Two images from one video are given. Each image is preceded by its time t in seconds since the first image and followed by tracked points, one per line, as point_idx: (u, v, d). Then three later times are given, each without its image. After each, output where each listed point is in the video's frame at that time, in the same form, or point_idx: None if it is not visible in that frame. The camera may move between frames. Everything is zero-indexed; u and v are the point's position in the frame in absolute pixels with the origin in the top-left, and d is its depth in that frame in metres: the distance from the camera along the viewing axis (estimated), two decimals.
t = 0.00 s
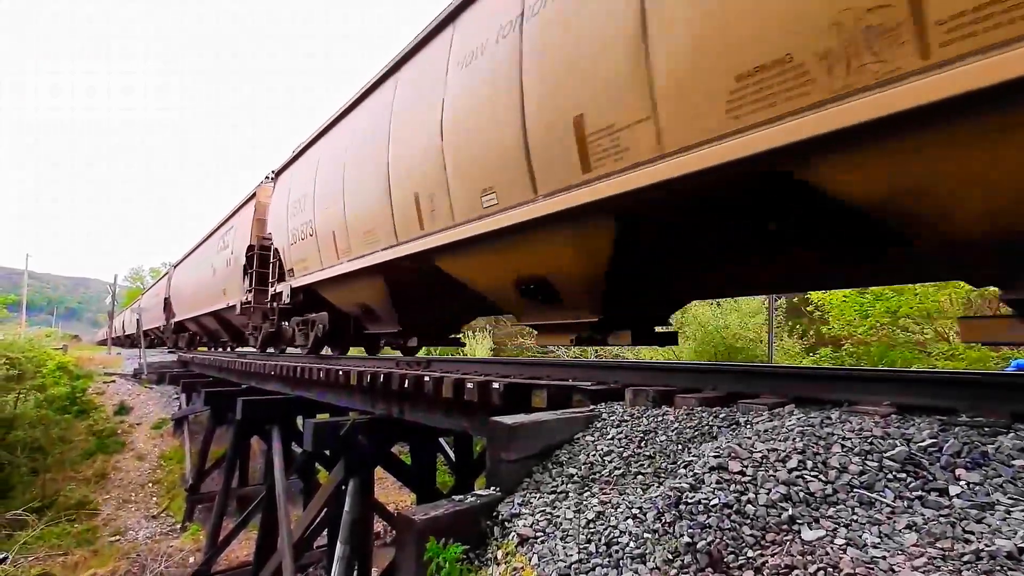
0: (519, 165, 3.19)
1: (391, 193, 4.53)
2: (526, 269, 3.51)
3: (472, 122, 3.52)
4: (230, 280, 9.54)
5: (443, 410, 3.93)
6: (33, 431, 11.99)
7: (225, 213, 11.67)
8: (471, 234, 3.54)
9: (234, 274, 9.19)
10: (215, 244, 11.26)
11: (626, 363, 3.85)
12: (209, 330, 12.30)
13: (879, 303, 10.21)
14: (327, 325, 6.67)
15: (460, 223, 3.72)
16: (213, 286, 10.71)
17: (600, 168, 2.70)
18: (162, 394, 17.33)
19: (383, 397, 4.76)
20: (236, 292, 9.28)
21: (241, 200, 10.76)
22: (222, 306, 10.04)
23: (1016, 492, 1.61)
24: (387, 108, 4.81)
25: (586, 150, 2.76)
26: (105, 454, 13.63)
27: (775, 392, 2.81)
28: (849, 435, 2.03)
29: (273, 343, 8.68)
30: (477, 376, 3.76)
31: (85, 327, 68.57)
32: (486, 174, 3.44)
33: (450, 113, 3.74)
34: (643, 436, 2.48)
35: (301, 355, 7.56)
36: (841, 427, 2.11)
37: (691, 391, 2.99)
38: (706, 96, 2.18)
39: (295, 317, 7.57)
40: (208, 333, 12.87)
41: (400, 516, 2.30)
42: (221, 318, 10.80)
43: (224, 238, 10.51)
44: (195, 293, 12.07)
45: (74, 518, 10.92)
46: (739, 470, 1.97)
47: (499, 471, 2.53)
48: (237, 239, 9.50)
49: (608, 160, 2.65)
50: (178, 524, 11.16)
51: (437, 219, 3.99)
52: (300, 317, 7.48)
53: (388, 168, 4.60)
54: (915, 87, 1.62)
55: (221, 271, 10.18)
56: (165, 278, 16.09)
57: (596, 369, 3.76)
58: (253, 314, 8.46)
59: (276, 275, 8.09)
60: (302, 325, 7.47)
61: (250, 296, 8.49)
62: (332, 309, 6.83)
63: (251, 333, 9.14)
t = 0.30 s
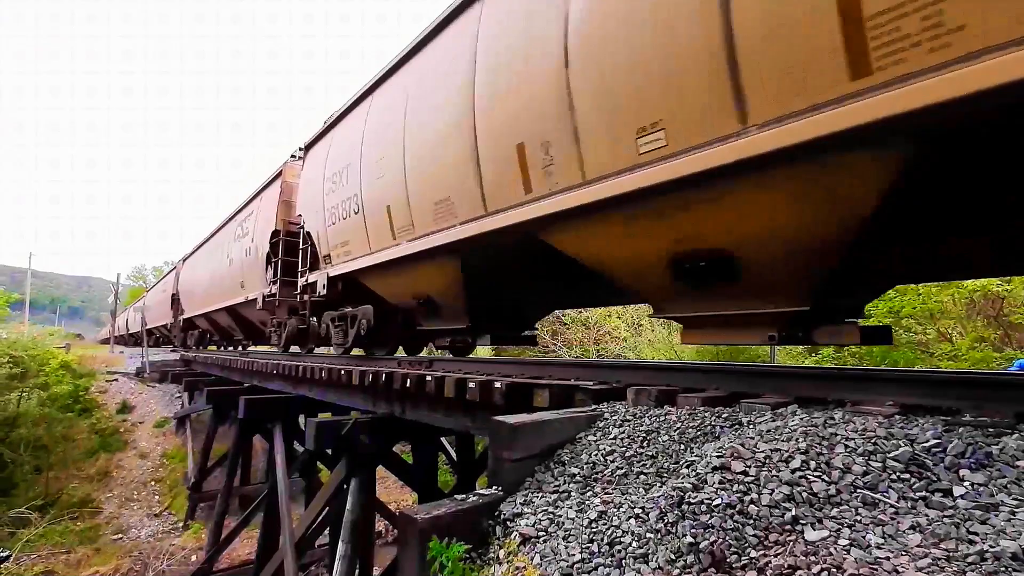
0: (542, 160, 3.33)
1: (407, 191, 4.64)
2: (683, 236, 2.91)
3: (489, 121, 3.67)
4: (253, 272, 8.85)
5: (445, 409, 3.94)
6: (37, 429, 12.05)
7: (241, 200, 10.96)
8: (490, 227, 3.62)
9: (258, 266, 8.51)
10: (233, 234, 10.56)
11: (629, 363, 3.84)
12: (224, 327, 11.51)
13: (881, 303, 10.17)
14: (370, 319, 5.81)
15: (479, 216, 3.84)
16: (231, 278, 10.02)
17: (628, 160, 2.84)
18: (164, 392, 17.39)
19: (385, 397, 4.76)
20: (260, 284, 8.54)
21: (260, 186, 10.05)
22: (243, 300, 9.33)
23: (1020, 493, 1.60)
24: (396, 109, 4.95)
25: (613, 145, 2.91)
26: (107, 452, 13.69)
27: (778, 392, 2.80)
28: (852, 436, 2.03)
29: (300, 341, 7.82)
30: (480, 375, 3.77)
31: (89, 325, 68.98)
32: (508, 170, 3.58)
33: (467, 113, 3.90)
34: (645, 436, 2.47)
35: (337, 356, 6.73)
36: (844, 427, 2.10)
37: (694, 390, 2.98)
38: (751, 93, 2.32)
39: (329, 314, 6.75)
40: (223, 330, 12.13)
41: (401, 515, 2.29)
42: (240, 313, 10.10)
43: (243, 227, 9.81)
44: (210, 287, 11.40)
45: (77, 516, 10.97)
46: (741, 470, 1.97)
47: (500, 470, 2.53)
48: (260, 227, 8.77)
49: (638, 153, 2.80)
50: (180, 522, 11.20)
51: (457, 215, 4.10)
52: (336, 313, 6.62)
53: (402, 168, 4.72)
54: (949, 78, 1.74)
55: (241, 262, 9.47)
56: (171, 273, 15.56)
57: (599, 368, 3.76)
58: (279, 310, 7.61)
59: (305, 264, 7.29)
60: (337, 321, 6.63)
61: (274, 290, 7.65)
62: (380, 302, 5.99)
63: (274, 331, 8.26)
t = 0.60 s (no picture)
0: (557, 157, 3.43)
1: (423, 191, 4.72)
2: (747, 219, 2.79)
3: (507, 116, 3.75)
4: (279, 265, 8.16)
5: (446, 409, 3.93)
6: (38, 427, 12.06)
7: (259, 186, 10.27)
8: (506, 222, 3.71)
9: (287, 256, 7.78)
10: (250, 223, 9.88)
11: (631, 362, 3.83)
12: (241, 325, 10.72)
13: (883, 303, 10.15)
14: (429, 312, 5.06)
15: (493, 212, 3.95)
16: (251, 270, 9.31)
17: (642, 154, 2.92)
18: (164, 391, 17.39)
19: (386, 396, 4.75)
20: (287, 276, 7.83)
21: (281, 168, 9.36)
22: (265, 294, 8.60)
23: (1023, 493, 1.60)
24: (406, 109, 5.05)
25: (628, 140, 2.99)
26: (108, 451, 13.71)
27: (779, 393, 2.80)
28: (854, 436, 2.02)
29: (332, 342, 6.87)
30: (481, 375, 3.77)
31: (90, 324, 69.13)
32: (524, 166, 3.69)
33: (479, 114, 4.02)
34: (646, 436, 2.47)
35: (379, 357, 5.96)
36: (846, 428, 2.09)
37: (695, 391, 2.98)
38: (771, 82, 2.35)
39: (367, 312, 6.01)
40: (237, 327, 11.36)
41: (402, 515, 2.29)
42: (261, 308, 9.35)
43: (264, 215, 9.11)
44: (225, 280, 10.70)
45: (78, 515, 10.99)
46: (742, 471, 1.96)
47: (501, 470, 2.52)
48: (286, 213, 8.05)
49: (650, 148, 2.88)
50: (181, 521, 11.21)
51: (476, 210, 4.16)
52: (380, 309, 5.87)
53: (416, 169, 4.82)
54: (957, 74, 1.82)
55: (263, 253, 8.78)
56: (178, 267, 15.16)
57: (600, 368, 3.76)
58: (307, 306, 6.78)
59: (343, 250, 6.49)
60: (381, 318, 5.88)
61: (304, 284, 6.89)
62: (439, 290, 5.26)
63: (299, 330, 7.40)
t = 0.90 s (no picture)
0: (571, 155, 3.58)
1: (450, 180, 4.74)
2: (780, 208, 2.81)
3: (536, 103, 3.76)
4: (311, 252, 7.42)
5: (446, 409, 3.93)
6: (39, 427, 12.08)
7: (277, 170, 9.52)
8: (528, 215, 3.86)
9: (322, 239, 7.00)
10: (270, 210, 9.14)
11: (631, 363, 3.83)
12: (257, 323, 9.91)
13: (884, 303, 10.13)
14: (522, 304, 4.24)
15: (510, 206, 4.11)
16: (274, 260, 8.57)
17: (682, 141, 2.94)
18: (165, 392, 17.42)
19: (387, 396, 4.74)
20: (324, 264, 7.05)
21: (301, 148, 8.62)
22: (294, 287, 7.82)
23: None
24: (417, 114, 5.20)
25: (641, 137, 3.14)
26: (109, 450, 13.74)
27: (781, 393, 2.79)
28: (856, 436, 2.01)
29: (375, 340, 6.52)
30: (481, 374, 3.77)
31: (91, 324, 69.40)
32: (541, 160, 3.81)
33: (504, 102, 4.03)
34: (647, 436, 2.47)
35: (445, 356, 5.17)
36: (848, 428, 2.09)
37: (696, 391, 2.97)
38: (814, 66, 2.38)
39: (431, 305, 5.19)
40: (253, 324, 10.56)
41: (403, 514, 2.29)
42: (285, 302, 8.59)
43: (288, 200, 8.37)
44: (242, 272, 9.96)
45: (79, 514, 11.01)
46: (743, 470, 1.96)
47: (501, 470, 2.52)
48: (318, 194, 7.27)
49: (661, 144, 3.05)
50: (182, 521, 11.23)
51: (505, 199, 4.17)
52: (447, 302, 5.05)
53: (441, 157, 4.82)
54: (946, 73, 1.97)
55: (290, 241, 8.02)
56: (185, 260, 14.65)
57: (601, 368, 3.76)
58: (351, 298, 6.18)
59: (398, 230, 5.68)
60: (448, 312, 5.07)
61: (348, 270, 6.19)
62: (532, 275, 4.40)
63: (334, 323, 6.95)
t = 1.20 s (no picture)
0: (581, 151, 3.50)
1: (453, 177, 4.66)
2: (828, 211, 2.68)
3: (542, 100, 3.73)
4: (342, 238, 6.43)
5: (447, 409, 3.92)
6: (40, 426, 12.10)
7: (301, 146, 8.57)
8: (533, 213, 3.65)
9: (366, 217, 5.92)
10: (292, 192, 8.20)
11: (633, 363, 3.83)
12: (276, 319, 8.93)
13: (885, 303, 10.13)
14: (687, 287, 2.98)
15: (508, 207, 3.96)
16: (297, 247, 7.65)
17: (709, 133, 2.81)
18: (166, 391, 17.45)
19: (388, 395, 4.74)
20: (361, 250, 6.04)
21: (329, 120, 7.64)
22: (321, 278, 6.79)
23: None
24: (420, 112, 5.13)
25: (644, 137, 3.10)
26: (111, 450, 13.77)
27: (783, 394, 2.79)
28: (856, 437, 2.02)
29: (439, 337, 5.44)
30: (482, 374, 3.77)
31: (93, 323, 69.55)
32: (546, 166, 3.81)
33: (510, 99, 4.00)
34: (648, 436, 2.47)
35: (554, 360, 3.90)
36: (849, 428, 2.09)
37: (698, 391, 2.98)
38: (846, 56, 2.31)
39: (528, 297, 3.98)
40: (270, 322, 9.69)
41: (404, 514, 2.29)
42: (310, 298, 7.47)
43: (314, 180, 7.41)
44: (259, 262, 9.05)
45: (80, 513, 11.03)
46: (745, 470, 1.96)
47: (502, 470, 2.52)
48: (353, 168, 6.26)
49: (693, 135, 2.88)
50: (183, 520, 11.25)
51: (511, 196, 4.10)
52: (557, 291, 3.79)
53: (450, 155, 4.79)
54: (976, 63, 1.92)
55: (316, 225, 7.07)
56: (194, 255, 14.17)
57: (603, 368, 3.77)
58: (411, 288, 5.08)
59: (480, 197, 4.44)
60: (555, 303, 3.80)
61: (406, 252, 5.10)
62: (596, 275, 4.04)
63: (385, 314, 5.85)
